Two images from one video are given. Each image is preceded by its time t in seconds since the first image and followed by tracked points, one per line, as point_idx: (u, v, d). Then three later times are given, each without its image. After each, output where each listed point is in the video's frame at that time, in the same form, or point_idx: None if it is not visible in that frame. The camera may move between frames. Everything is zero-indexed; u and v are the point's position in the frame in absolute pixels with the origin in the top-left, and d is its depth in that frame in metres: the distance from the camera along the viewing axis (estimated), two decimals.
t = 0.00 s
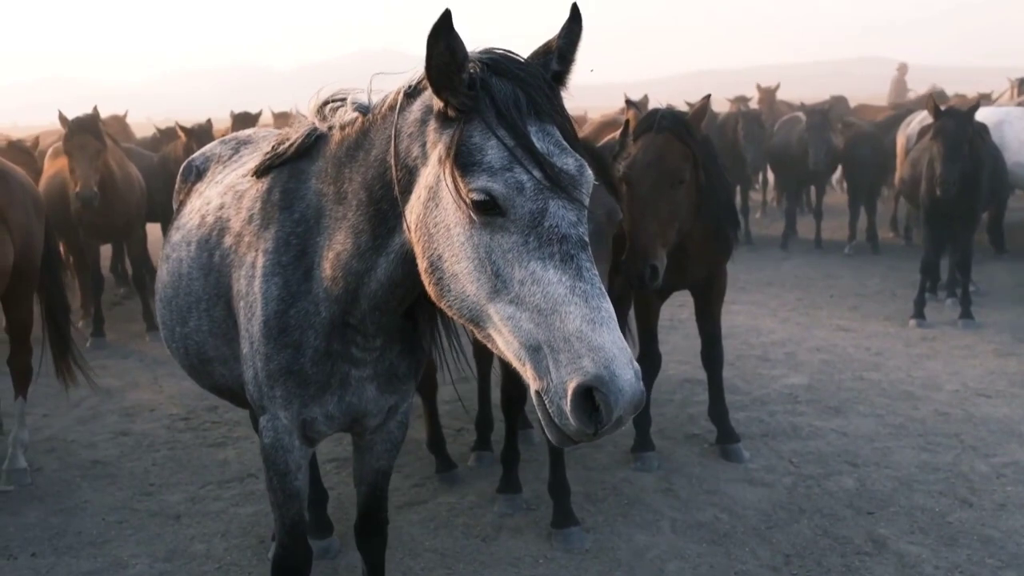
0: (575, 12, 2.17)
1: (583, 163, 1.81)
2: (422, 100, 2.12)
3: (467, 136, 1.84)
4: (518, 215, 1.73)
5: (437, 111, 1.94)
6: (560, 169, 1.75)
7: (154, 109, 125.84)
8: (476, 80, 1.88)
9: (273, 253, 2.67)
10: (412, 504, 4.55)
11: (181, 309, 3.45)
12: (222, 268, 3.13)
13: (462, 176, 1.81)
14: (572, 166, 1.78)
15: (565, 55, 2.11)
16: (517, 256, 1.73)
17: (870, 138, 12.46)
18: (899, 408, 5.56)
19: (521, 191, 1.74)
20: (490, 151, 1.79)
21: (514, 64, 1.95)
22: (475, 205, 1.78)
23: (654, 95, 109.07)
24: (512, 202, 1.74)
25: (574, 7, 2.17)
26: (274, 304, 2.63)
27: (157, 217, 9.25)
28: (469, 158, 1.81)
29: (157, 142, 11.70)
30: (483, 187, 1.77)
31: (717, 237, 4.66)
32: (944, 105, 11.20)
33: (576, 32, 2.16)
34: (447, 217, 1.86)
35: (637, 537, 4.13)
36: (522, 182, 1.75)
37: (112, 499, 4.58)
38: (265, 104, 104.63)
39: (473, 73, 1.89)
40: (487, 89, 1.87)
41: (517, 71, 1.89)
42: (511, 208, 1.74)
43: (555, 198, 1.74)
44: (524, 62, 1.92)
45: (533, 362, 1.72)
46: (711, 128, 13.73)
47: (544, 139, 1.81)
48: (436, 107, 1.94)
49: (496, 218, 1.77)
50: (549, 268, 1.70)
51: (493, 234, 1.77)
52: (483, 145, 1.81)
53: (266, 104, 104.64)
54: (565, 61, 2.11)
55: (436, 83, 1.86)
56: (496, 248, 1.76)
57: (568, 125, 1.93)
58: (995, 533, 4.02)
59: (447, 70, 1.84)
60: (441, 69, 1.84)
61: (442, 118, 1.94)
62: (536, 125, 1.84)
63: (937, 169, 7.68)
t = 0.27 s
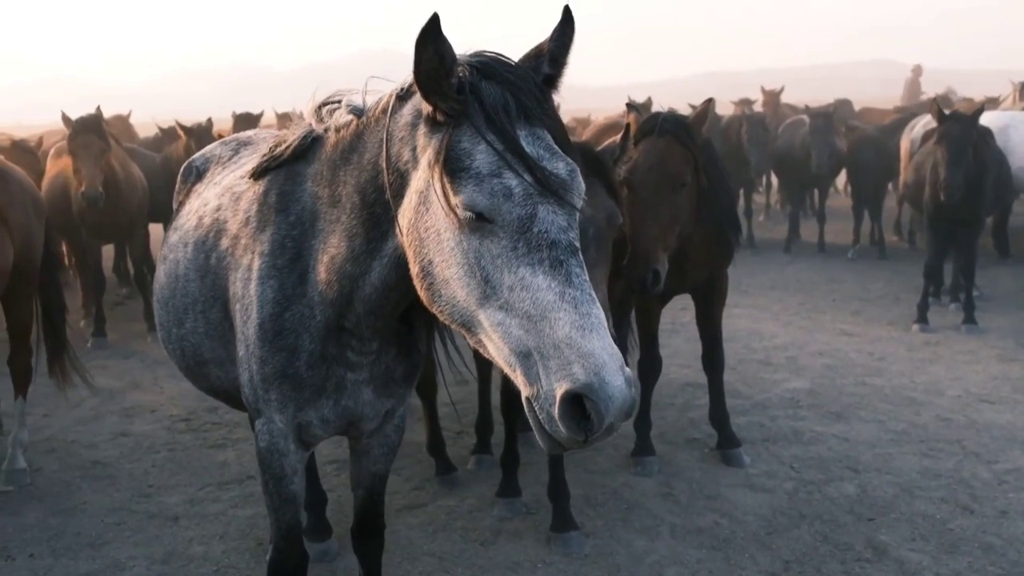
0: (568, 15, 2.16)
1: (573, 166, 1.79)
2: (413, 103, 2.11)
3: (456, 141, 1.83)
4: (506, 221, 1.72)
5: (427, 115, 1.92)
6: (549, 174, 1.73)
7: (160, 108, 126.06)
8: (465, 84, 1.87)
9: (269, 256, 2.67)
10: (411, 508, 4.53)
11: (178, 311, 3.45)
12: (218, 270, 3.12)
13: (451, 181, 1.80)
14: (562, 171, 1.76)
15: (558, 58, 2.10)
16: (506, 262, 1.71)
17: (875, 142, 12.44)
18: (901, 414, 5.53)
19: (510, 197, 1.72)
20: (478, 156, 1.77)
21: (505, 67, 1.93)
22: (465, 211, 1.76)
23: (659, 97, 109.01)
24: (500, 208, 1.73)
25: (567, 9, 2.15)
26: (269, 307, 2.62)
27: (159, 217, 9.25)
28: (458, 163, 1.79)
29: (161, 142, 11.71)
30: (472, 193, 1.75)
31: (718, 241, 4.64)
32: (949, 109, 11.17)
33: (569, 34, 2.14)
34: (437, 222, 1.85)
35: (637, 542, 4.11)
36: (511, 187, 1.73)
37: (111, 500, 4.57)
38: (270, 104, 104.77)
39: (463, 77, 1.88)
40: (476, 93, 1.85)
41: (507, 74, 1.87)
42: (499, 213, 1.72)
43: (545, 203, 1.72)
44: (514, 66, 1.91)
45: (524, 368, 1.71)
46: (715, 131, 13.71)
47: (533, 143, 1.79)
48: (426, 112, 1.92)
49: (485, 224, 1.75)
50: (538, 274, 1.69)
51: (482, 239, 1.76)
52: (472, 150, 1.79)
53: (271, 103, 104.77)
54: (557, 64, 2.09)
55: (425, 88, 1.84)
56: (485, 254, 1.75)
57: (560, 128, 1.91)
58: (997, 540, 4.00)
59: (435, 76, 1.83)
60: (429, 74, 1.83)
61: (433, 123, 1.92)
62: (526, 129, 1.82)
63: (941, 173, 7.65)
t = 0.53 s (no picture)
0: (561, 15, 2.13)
1: (562, 168, 1.77)
2: (405, 106, 2.10)
3: (443, 145, 1.81)
4: (493, 226, 1.70)
5: (416, 119, 1.91)
6: (536, 178, 1.71)
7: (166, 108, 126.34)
8: (453, 86, 1.85)
9: (268, 259, 2.66)
10: (413, 510, 4.52)
11: (178, 313, 3.45)
12: (218, 272, 3.12)
13: (438, 186, 1.78)
14: (550, 173, 1.73)
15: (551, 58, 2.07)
16: (493, 268, 1.70)
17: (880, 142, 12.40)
18: (906, 416, 5.51)
19: (496, 201, 1.70)
20: (465, 161, 1.75)
21: (495, 68, 1.91)
22: (451, 216, 1.75)
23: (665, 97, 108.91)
24: (487, 213, 1.71)
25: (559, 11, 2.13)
26: (269, 310, 2.62)
27: (163, 218, 9.27)
28: (445, 168, 1.77)
29: (165, 143, 11.73)
30: (458, 198, 1.74)
31: (722, 243, 4.62)
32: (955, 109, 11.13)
33: (562, 35, 2.11)
34: (426, 226, 1.84)
35: (639, 545, 4.09)
36: (497, 192, 1.71)
37: (113, 502, 4.57)
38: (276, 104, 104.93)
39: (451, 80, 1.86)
40: (464, 96, 1.84)
41: (496, 77, 1.85)
42: (485, 219, 1.71)
43: (532, 208, 1.70)
44: (503, 68, 1.88)
45: (512, 374, 1.71)
46: (720, 131, 13.69)
47: (521, 145, 1.77)
48: (414, 115, 1.91)
49: (472, 229, 1.74)
50: (525, 280, 1.68)
51: (469, 244, 1.74)
52: (459, 154, 1.77)
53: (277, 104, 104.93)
54: (548, 66, 2.06)
55: (411, 92, 1.82)
56: (472, 259, 1.74)
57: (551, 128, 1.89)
58: (1002, 544, 3.97)
59: (422, 79, 1.80)
60: (416, 78, 1.81)
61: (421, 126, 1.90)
62: (514, 132, 1.79)
63: (947, 174, 7.62)
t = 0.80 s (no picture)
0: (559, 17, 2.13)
1: (555, 171, 1.75)
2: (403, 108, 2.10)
3: (434, 148, 1.80)
4: (480, 231, 1.69)
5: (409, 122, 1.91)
6: (526, 182, 1.70)
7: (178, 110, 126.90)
8: (446, 89, 1.85)
9: (274, 261, 2.66)
10: (420, 512, 4.52)
11: (184, 314, 3.45)
12: (225, 274, 3.12)
13: (428, 190, 1.78)
14: (541, 177, 1.72)
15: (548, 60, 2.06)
16: (481, 273, 1.69)
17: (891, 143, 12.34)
18: (916, 419, 5.47)
19: (484, 206, 1.69)
20: (454, 165, 1.75)
21: (490, 70, 1.90)
22: (440, 220, 1.74)
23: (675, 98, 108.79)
24: (475, 217, 1.70)
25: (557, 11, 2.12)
26: (274, 312, 2.61)
27: (173, 219, 9.30)
28: (435, 172, 1.77)
29: (175, 144, 11.78)
30: (446, 203, 1.73)
31: (730, 245, 4.60)
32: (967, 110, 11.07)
33: (559, 37, 2.10)
34: (418, 230, 1.84)
35: (646, 548, 4.07)
36: (486, 196, 1.70)
37: (121, 503, 4.58)
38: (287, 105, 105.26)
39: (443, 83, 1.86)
40: (456, 99, 1.83)
41: (489, 81, 1.84)
42: (473, 224, 1.70)
43: (521, 213, 1.69)
44: (498, 71, 1.87)
45: (500, 380, 1.70)
46: (729, 132, 13.65)
47: (512, 149, 1.75)
48: (407, 118, 1.91)
49: (460, 233, 1.73)
50: (512, 285, 1.66)
51: (458, 249, 1.74)
52: (449, 158, 1.77)
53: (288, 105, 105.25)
54: (544, 68, 2.05)
55: (403, 95, 1.83)
56: (461, 264, 1.73)
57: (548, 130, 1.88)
58: (1013, 549, 3.94)
59: (412, 83, 1.81)
60: (406, 82, 1.81)
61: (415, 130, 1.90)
62: (506, 136, 1.78)
63: (958, 176, 7.58)
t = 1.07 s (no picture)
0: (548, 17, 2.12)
1: (539, 174, 1.74)
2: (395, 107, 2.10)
3: (419, 149, 1.81)
4: (461, 235, 1.70)
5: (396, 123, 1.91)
6: (507, 186, 1.69)
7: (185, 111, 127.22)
8: (431, 89, 1.85)
9: (276, 262, 2.66)
10: (424, 514, 4.51)
11: (187, 316, 3.44)
12: (228, 275, 3.11)
13: (412, 192, 1.79)
14: (524, 181, 1.71)
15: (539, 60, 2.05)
16: (461, 277, 1.70)
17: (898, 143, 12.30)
18: (923, 421, 5.44)
19: (464, 211, 1.69)
20: (436, 167, 1.75)
21: (478, 70, 1.89)
22: (422, 224, 1.75)
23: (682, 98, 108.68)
24: (456, 221, 1.71)
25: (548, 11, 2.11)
26: (277, 313, 2.61)
27: (178, 220, 9.32)
28: (418, 174, 1.77)
29: (180, 145, 11.81)
30: (427, 206, 1.74)
31: (735, 247, 4.59)
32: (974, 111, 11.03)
33: (550, 36, 2.09)
34: (404, 231, 1.85)
35: (651, 550, 4.06)
36: (468, 200, 1.70)
37: (125, 504, 4.58)
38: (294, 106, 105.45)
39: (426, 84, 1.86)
40: (441, 101, 1.83)
41: (475, 81, 1.84)
42: (454, 227, 1.71)
43: (502, 217, 1.69)
44: (486, 72, 1.87)
45: (481, 385, 1.72)
46: (735, 133, 13.63)
47: (496, 152, 1.75)
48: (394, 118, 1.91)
49: (442, 237, 1.74)
50: (492, 291, 1.67)
51: (440, 252, 1.75)
52: (433, 159, 1.77)
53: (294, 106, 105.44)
54: (534, 69, 2.05)
55: (387, 96, 1.84)
56: (443, 267, 1.74)
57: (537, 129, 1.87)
58: (1020, 552, 3.91)
59: (395, 85, 1.82)
60: (389, 83, 1.82)
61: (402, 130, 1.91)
62: (491, 138, 1.77)
63: (964, 177, 7.55)
